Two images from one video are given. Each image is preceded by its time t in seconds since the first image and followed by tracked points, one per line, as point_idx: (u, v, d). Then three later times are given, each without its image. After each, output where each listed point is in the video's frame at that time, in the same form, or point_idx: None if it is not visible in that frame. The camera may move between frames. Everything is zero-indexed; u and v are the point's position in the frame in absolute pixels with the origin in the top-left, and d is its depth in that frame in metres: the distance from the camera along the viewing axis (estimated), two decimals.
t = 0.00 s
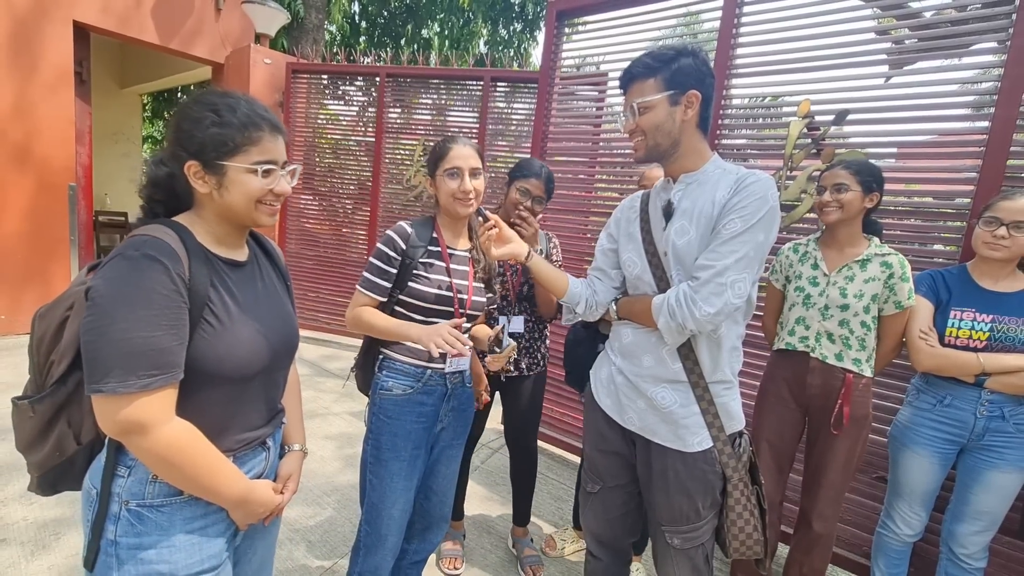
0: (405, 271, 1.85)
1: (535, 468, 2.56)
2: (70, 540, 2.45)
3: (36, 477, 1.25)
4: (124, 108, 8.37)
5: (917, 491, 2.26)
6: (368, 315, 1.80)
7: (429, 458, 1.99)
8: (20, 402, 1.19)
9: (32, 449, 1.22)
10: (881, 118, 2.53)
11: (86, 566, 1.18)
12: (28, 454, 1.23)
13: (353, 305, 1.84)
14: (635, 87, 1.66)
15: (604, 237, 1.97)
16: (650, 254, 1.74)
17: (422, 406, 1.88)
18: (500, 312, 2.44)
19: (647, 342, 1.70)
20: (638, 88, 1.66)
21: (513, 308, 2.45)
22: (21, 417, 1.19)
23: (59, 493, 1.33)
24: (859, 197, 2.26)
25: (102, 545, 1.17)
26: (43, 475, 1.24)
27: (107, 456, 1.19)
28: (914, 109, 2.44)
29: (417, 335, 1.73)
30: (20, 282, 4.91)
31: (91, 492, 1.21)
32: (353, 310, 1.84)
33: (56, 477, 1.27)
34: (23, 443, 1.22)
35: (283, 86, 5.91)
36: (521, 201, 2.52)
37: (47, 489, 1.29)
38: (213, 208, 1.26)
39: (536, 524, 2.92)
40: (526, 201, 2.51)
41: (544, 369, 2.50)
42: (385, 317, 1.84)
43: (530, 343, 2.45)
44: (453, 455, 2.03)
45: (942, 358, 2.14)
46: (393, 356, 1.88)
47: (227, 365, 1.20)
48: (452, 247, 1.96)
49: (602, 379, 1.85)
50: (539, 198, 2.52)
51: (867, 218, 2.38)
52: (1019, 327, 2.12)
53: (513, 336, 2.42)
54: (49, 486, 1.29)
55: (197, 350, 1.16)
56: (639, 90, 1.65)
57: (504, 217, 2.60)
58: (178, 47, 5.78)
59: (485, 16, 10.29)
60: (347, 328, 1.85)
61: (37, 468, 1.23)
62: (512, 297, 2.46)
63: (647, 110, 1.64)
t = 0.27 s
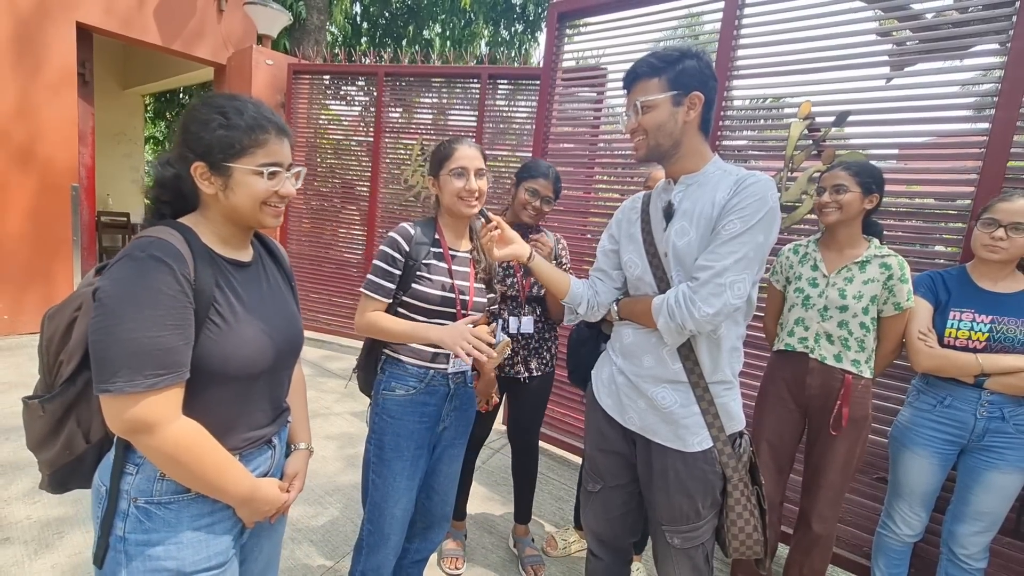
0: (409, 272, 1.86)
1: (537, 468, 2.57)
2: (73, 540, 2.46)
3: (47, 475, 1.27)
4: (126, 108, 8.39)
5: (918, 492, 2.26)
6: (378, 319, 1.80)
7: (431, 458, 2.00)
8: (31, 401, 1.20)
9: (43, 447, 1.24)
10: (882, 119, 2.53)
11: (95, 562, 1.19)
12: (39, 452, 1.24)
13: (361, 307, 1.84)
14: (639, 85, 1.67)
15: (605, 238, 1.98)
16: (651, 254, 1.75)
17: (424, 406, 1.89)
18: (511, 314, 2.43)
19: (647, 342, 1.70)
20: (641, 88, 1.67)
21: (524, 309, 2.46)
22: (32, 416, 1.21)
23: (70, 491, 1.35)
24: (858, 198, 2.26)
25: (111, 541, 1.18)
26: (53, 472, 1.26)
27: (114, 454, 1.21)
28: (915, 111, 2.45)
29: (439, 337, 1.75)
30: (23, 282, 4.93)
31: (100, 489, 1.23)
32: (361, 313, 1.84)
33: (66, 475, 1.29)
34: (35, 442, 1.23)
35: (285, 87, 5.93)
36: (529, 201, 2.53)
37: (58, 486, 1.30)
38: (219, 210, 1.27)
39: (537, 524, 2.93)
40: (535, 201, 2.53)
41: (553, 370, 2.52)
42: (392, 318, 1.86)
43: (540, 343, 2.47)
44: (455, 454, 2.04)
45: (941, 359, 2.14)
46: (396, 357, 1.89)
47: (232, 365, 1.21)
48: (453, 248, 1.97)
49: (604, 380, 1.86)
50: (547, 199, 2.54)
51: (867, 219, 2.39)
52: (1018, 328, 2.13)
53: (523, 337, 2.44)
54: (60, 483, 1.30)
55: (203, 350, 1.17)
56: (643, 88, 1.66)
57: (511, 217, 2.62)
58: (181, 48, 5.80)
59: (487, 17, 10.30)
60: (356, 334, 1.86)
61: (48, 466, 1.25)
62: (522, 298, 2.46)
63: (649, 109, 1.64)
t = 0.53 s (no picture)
0: (410, 273, 1.85)
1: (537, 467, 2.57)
2: (74, 538, 2.46)
3: (53, 471, 1.27)
4: (127, 108, 8.40)
5: (918, 492, 2.27)
6: (382, 321, 1.79)
7: (432, 457, 2.00)
8: (37, 398, 1.19)
9: (49, 443, 1.24)
10: (883, 120, 2.54)
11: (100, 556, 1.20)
12: (45, 449, 1.24)
13: (363, 309, 1.83)
14: (643, 83, 1.68)
15: (605, 238, 1.98)
16: (651, 254, 1.75)
17: (426, 406, 1.90)
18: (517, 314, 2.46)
19: (647, 342, 1.71)
20: (647, 84, 1.67)
21: (530, 310, 2.47)
22: (37, 414, 1.20)
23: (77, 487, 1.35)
24: (856, 199, 2.26)
25: (116, 536, 1.18)
26: (59, 468, 1.26)
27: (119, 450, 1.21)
28: (916, 111, 2.45)
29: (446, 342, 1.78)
30: (24, 280, 4.94)
31: (106, 484, 1.23)
32: (364, 314, 1.83)
33: (72, 470, 1.29)
34: (40, 439, 1.23)
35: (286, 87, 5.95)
36: (532, 200, 2.53)
37: (64, 482, 1.30)
38: (222, 209, 1.28)
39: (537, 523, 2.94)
40: (539, 200, 2.53)
41: (559, 371, 2.53)
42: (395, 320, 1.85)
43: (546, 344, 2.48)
44: (455, 454, 2.04)
45: (941, 360, 2.15)
46: (398, 357, 1.90)
47: (235, 363, 1.21)
48: (453, 248, 1.97)
49: (604, 379, 1.86)
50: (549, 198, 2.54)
51: (866, 219, 2.39)
52: (1018, 329, 2.13)
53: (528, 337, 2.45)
54: (66, 479, 1.30)
55: (205, 348, 1.17)
56: (648, 85, 1.66)
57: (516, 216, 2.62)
58: (182, 47, 5.80)
59: (487, 17, 10.30)
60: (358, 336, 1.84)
61: (54, 462, 1.25)
62: (528, 299, 2.48)
63: (653, 106, 1.65)
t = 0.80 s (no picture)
0: (410, 273, 1.85)
1: (537, 467, 2.57)
2: (73, 536, 2.46)
3: (60, 464, 1.27)
4: (128, 107, 8.40)
5: (917, 494, 2.27)
6: (378, 319, 1.79)
7: (432, 457, 2.00)
8: (45, 393, 1.21)
9: (56, 436, 1.24)
10: (883, 121, 2.54)
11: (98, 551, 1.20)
12: (52, 441, 1.24)
13: (360, 307, 1.83)
14: (646, 83, 1.68)
15: (606, 238, 1.98)
16: (653, 254, 1.75)
17: (426, 405, 1.90)
18: (518, 314, 2.46)
19: (647, 342, 1.71)
20: (650, 84, 1.67)
21: (532, 310, 2.47)
22: (45, 407, 1.22)
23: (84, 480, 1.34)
24: (854, 200, 2.26)
25: (113, 532, 1.18)
26: (65, 462, 1.26)
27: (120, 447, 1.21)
28: (917, 113, 2.45)
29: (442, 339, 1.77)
30: (24, 278, 4.94)
31: (105, 482, 1.23)
32: (361, 312, 1.83)
33: (79, 464, 1.28)
34: (47, 431, 1.23)
35: (287, 86, 5.99)
36: (535, 200, 2.53)
37: (70, 475, 1.30)
38: (225, 208, 1.28)
39: (537, 523, 2.94)
40: (541, 200, 2.53)
41: (560, 372, 2.53)
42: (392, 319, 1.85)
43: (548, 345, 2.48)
44: (456, 453, 2.04)
45: (941, 361, 2.15)
46: (398, 356, 1.89)
47: (233, 364, 1.21)
48: (453, 248, 1.97)
49: (604, 379, 1.86)
50: (552, 198, 2.53)
51: (865, 220, 2.39)
52: (1020, 331, 2.13)
53: (529, 338, 2.46)
54: (73, 472, 1.30)
55: (203, 349, 1.17)
56: (651, 85, 1.66)
57: (519, 216, 2.63)
58: (182, 46, 5.80)
59: (488, 16, 10.31)
60: (354, 334, 1.84)
61: (60, 456, 1.25)
62: (530, 300, 2.48)
63: (657, 106, 1.65)
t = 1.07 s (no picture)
0: (409, 272, 1.85)
1: (536, 467, 2.56)
2: (71, 535, 2.46)
3: (63, 457, 1.28)
4: (129, 106, 8.40)
5: (916, 494, 2.26)
6: (373, 315, 1.78)
7: (431, 456, 2.00)
8: (46, 387, 1.21)
9: (57, 430, 1.24)
10: (884, 120, 2.53)
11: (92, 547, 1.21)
12: (54, 435, 1.25)
13: (356, 303, 1.82)
14: (642, 86, 1.68)
15: (607, 237, 1.97)
16: (653, 254, 1.74)
17: (426, 405, 1.89)
18: (515, 314, 2.47)
19: (647, 342, 1.70)
20: (644, 87, 1.67)
21: (529, 310, 2.47)
22: (46, 400, 1.22)
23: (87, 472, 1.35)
24: (853, 199, 2.26)
25: (106, 529, 1.19)
26: (67, 455, 1.26)
27: (115, 444, 1.21)
28: (918, 112, 2.44)
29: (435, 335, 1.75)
30: (24, 277, 4.93)
31: (99, 480, 1.24)
32: (356, 308, 1.81)
33: (81, 457, 1.28)
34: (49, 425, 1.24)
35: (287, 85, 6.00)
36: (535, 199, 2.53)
37: (73, 468, 1.30)
38: (221, 207, 1.27)
39: (536, 523, 2.93)
40: (542, 199, 2.52)
41: (560, 371, 2.51)
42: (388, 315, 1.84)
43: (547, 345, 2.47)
44: (455, 453, 2.04)
45: (943, 362, 2.14)
46: (397, 356, 1.89)
47: (224, 364, 1.21)
48: (452, 247, 1.97)
49: (604, 379, 1.85)
50: (553, 197, 2.53)
51: (864, 218, 2.38)
52: (1021, 331, 2.12)
53: (526, 337, 2.45)
54: (75, 465, 1.30)
55: (194, 348, 1.17)
56: (645, 88, 1.66)
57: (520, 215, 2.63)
58: (183, 45, 5.80)
59: (489, 16, 10.31)
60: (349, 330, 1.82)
61: (62, 449, 1.26)
62: (528, 299, 2.48)
63: (651, 108, 1.65)
